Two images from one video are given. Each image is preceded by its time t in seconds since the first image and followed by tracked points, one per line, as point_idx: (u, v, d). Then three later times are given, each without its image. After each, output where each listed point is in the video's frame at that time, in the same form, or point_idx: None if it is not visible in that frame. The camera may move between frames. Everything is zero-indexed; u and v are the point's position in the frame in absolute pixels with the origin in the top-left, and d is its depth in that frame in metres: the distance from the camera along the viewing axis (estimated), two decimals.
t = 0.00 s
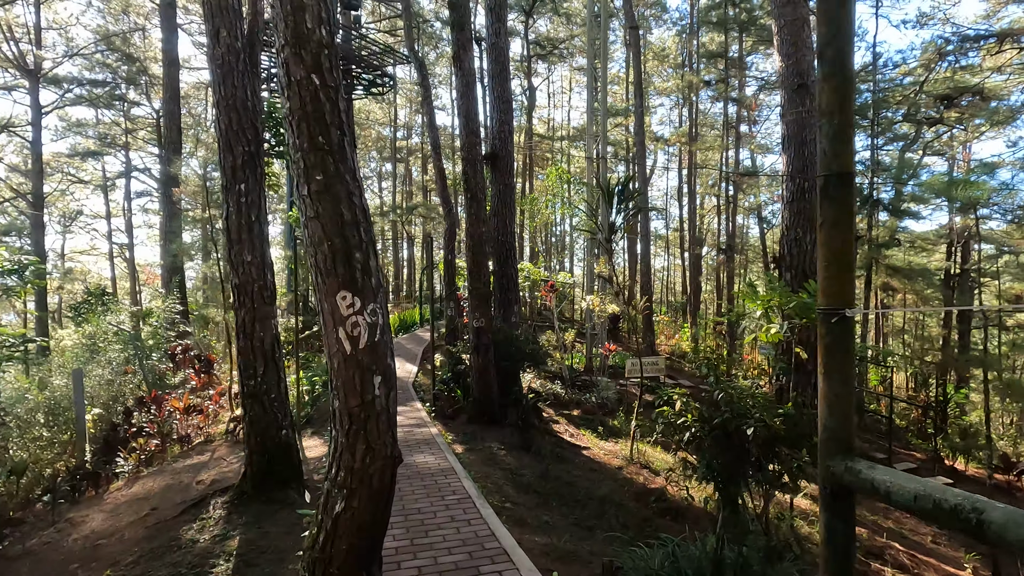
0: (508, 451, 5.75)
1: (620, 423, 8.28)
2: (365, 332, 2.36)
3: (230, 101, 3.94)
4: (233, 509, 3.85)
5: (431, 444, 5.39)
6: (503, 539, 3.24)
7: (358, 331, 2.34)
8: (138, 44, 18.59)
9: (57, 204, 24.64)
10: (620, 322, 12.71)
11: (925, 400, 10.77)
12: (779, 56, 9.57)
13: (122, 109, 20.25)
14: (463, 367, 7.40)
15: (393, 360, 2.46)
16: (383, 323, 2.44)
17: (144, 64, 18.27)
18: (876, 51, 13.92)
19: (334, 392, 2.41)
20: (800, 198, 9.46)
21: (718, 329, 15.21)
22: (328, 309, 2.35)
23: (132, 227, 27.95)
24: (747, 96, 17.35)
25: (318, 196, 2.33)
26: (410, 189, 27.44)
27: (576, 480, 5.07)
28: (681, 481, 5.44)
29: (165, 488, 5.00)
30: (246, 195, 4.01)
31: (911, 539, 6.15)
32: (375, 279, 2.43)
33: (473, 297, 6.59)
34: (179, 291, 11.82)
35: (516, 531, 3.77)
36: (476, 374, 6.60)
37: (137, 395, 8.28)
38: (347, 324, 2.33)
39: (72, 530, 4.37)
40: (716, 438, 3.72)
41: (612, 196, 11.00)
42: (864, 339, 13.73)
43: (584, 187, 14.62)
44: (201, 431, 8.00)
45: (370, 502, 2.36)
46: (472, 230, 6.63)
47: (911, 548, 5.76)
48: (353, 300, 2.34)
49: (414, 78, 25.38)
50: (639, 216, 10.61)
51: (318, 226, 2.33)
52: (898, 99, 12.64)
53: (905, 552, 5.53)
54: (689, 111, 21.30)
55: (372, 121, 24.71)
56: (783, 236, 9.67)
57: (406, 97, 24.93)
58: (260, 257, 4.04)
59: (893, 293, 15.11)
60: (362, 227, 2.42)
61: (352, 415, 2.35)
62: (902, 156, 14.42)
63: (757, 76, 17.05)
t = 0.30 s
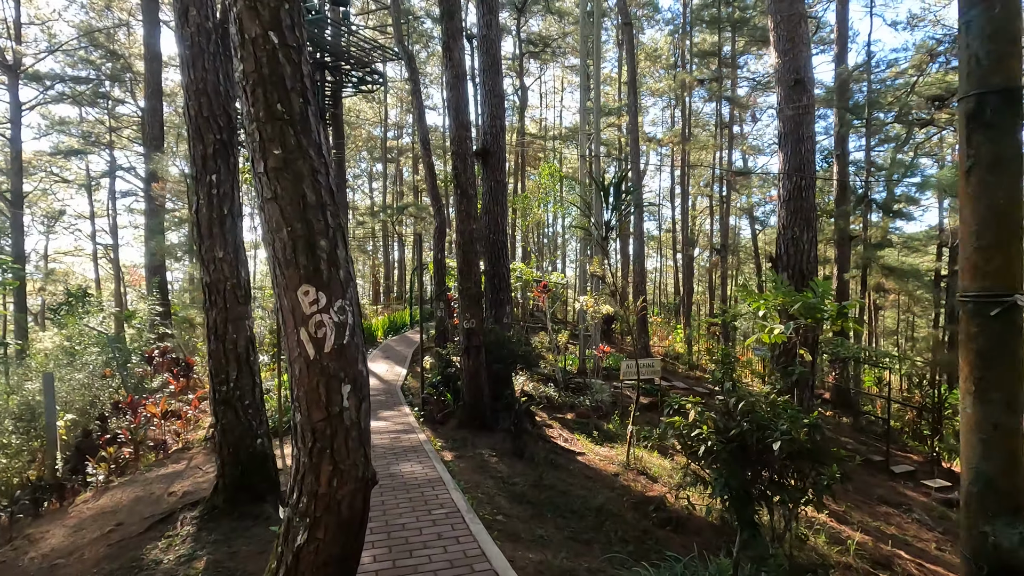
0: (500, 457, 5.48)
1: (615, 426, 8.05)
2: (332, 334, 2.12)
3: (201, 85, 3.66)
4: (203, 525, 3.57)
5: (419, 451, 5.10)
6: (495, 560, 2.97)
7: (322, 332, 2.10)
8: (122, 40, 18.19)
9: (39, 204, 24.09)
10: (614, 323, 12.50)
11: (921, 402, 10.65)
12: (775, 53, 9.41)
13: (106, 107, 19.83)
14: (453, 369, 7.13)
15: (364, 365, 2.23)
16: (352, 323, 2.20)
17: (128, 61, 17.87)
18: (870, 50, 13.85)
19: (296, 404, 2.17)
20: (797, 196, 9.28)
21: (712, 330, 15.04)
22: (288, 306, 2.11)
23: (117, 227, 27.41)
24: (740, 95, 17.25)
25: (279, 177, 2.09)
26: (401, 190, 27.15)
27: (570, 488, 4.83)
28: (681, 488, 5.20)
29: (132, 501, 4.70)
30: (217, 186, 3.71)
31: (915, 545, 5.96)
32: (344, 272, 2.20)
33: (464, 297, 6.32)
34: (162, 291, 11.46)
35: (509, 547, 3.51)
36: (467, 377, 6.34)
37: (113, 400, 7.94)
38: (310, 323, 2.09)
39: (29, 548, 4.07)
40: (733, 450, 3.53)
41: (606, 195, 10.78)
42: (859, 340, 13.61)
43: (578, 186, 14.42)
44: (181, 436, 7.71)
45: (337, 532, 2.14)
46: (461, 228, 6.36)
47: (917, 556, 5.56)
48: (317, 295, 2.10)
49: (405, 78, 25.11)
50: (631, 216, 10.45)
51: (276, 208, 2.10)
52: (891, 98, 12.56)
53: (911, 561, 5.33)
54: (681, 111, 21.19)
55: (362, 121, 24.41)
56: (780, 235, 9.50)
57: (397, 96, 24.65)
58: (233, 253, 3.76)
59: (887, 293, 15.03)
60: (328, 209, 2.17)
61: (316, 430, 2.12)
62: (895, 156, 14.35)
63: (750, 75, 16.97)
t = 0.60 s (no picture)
0: (499, 460, 5.27)
1: (617, 427, 7.82)
2: (298, 336, 1.94)
3: (179, 65, 3.42)
4: (182, 536, 3.36)
5: (414, 455, 4.89)
6: None
7: (285, 334, 1.91)
8: (116, 34, 17.91)
9: (33, 201, 23.83)
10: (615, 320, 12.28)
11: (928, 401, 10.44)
12: (781, 43, 9.16)
13: (100, 102, 19.56)
14: (450, 369, 6.91)
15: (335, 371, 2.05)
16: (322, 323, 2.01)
17: (123, 54, 17.61)
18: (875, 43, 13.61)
19: (258, 417, 1.99)
20: (803, 190, 9.04)
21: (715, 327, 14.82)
22: (247, 303, 1.93)
23: (114, 224, 27.14)
24: (743, 90, 17.01)
25: (239, 156, 1.88)
26: (399, 186, 26.89)
27: (572, 494, 4.61)
28: (687, 492, 4.99)
29: (113, 507, 4.49)
30: (197, 174, 3.48)
31: (928, 551, 5.76)
32: (313, 264, 2.01)
33: (462, 294, 6.09)
34: (154, 289, 11.24)
35: (507, 560, 3.30)
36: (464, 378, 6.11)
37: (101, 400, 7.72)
38: (273, 324, 1.91)
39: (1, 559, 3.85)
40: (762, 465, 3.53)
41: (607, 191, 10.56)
42: (863, 338, 13.39)
43: (578, 182, 14.18)
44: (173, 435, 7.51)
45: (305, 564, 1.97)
46: (458, 222, 6.11)
47: (931, 563, 5.36)
48: (279, 290, 1.91)
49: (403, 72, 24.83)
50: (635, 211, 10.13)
51: (233, 188, 1.89)
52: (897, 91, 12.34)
53: (926, 568, 5.14)
54: (683, 106, 20.95)
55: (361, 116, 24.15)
56: (786, 230, 9.27)
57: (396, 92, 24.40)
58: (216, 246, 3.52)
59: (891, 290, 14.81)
60: (292, 190, 1.97)
61: (280, 448, 1.95)
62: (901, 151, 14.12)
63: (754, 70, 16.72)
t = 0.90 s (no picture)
0: (502, 463, 5.02)
1: (624, 428, 7.57)
2: (242, 329, 1.69)
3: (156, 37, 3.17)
4: (159, 547, 3.12)
5: (413, 458, 4.62)
6: None
7: (226, 326, 1.67)
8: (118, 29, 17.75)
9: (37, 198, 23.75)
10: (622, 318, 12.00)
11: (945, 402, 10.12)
12: (795, 32, 8.84)
13: (103, 98, 19.43)
14: (452, 367, 6.67)
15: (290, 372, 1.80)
16: (275, 314, 1.76)
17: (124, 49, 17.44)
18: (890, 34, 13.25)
19: (196, 426, 1.75)
20: (818, 184, 8.72)
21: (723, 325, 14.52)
22: (183, 286, 1.69)
23: (118, 221, 27.06)
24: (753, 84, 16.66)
25: (170, 103, 1.63)
26: (403, 183, 26.65)
27: (579, 500, 4.36)
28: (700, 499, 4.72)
29: (95, 512, 4.27)
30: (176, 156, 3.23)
31: (953, 561, 5.46)
32: (264, 241, 1.75)
33: (462, 290, 5.84)
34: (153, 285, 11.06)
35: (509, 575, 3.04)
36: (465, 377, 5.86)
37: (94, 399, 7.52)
38: (211, 314, 1.67)
39: None
40: (809, 485, 3.34)
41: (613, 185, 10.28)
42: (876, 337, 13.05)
43: (584, 177, 13.90)
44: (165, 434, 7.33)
45: None
46: (460, 213, 5.86)
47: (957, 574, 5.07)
48: (219, 273, 1.67)
49: (406, 68, 24.60)
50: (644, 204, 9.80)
51: (165, 145, 1.65)
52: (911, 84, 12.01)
53: None
54: (691, 101, 20.60)
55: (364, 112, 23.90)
56: (799, 225, 8.97)
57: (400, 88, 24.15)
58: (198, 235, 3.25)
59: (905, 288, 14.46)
60: (239, 151, 1.71)
61: (220, 468, 1.70)
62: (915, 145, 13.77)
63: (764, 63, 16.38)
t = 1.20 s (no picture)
0: (510, 469, 4.76)
1: (639, 431, 7.28)
2: (155, 330, 1.20)
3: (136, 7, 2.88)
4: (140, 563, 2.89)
5: (416, 465, 4.34)
6: None
7: (131, 323, 1.18)
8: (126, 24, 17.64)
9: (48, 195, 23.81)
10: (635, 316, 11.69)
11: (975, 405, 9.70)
12: (819, 18, 8.41)
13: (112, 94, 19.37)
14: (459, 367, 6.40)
15: (222, 395, 1.28)
16: (201, 314, 1.26)
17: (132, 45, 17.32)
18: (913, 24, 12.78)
19: (96, 461, 1.26)
20: (841, 176, 8.28)
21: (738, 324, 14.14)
22: (77, 271, 1.21)
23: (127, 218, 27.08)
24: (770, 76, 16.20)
25: (58, 21, 1.17)
26: (411, 180, 26.45)
27: (593, 512, 4.08)
28: (723, 511, 4.42)
29: (83, 519, 4.05)
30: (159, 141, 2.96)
31: None
32: (190, 210, 1.25)
33: (470, 287, 5.57)
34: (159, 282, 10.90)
35: None
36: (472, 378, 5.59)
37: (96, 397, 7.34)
38: (110, 306, 1.18)
39: None
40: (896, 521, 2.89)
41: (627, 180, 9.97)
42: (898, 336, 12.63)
43: (595, 173, 13.57)
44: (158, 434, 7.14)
45: None
46: (467, 205, 5.58)
47: None
48: (120, 250, 1.18)
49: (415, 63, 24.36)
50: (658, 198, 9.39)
51: (51, 76, 1.18)
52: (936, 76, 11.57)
53: None
54: (704, 96, 20.19)
55: (372, 109, 23.72)
56: (820, 220, 8.53)
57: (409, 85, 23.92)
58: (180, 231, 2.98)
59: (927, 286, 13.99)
60: (158, 86, 1.23)
61: (125, 517, 1.21)
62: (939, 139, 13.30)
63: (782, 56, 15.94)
